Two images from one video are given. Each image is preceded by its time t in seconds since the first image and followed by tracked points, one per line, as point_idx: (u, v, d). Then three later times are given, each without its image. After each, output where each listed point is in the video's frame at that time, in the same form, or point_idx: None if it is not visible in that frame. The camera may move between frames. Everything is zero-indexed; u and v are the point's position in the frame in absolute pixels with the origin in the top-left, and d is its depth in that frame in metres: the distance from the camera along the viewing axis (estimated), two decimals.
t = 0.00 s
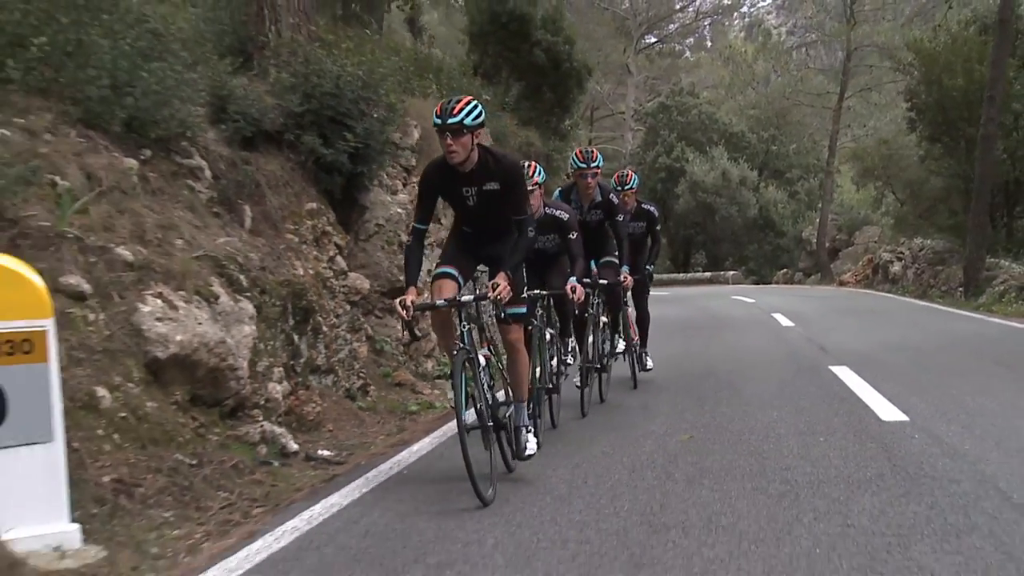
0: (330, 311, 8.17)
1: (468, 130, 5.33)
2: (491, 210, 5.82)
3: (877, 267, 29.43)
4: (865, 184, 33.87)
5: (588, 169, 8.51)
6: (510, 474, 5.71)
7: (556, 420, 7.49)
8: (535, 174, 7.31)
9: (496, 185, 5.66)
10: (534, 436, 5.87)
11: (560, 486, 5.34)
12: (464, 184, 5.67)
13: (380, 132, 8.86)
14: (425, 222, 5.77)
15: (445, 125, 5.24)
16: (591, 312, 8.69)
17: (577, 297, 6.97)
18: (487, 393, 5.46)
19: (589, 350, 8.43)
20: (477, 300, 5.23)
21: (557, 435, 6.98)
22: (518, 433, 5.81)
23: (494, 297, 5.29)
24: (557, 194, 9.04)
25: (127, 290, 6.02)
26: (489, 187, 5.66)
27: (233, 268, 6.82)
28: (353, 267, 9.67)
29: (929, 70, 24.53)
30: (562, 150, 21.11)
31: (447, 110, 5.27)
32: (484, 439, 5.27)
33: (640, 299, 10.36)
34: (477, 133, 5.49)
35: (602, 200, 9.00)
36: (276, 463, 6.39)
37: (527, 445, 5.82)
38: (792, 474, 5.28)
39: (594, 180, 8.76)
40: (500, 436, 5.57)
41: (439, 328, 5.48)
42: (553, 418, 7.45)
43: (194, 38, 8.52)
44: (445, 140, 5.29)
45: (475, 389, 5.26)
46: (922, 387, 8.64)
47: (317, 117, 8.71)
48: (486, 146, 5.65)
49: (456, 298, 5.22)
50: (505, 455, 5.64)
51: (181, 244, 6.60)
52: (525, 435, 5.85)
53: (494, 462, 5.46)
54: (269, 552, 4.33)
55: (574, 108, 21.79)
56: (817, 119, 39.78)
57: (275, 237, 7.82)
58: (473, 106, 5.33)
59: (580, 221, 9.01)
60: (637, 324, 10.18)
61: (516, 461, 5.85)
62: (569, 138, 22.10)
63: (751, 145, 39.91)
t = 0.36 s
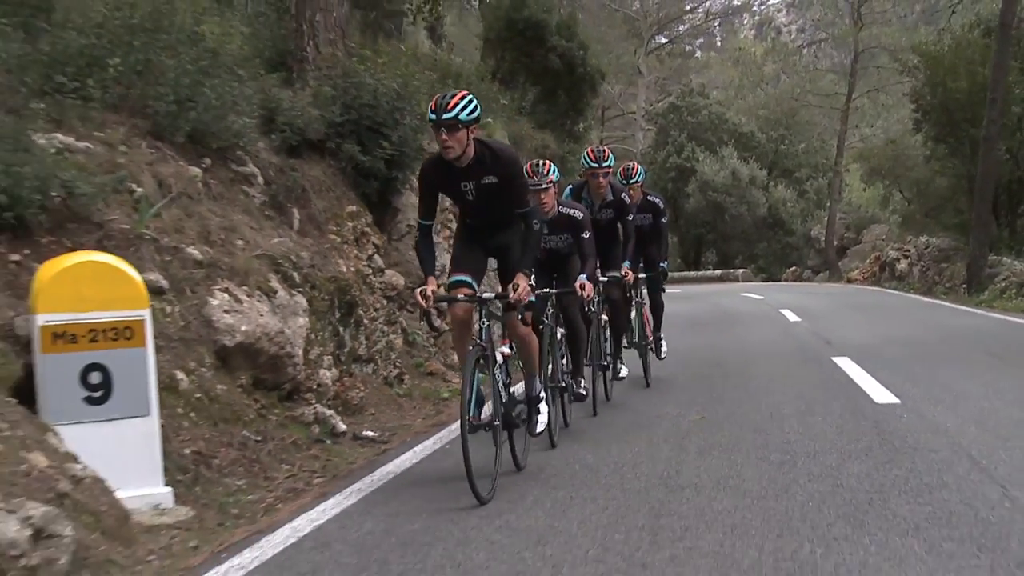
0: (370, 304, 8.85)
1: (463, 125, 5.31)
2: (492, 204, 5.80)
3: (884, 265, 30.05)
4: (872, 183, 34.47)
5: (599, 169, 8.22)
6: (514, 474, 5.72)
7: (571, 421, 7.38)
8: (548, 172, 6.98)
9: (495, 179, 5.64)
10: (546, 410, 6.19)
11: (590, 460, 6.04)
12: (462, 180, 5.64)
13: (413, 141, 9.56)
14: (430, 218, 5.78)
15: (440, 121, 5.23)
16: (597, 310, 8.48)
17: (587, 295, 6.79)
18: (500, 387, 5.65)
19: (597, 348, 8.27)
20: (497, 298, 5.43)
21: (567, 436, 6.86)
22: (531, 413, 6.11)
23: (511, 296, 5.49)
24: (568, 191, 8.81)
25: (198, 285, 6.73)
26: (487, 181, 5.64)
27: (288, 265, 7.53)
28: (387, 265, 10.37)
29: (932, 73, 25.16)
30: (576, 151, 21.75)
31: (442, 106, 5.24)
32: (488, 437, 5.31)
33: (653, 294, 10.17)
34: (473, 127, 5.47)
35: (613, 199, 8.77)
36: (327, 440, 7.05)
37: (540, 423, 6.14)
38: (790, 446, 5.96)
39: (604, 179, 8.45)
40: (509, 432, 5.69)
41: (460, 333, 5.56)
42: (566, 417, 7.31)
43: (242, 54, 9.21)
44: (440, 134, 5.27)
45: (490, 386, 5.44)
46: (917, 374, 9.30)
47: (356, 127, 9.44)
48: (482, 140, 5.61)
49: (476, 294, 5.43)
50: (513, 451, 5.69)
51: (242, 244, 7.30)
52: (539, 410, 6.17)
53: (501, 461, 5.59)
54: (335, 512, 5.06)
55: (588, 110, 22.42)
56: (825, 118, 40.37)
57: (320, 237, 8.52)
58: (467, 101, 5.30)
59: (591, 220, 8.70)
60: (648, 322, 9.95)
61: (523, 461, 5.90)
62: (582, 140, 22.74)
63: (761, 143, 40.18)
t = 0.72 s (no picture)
0: (407, 299, 9.52)
1: (471, 131, 5.28)
2: (497, 210, 5.71)
3: (893, 261, 30.64)
4: (882, 181, 35.05)
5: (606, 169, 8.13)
6: (534, 465, 5.88)
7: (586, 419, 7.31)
8: (560, 169, 6.78)
9: (499, 186, 5.56)
10: (556, 392, 6.08)
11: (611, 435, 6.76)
12: (466, 186, 5.57)
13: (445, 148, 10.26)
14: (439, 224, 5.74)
15: (450, 126, 5.21)
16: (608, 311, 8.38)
17: (594, 292, 6.54)
18: (514, 387, 5.64)
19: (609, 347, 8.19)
20: (522, 301, 5.61)
21: (579, 436, 6.75)
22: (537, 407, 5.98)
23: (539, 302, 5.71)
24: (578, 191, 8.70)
25: (258, 282, 7.45)
26: (492, 188, 5.56)
27: (335, 263, 8.23)
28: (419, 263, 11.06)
29: (940, 74, 25.71)
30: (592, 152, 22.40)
31: (450, 112, 5.23)
32: (496, 441, 5.27)
33: (672, 291, 10.35)
34: (479, 134, 5.41)
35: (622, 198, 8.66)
36: (372, 421, 7.72)
37: (548, 404, 6.03)
38: (794, 423, 6.63)
39: (613, 178, 8.43)
40: (518, 434, 5.65)
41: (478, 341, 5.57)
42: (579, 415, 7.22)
43: (285, 68, 9.89)
44: (449, 141, 5.25)
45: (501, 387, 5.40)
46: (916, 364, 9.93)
47: (391, 134, 10.18)
48: (487, 146, 5.54)
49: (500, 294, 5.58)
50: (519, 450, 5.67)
51: (294, 244, 7.99)
52: (547, 393, 6.06)
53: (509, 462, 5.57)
54: (392, 478, 5.81)
55: (603, 112, 23.05)
56: (836, 117, 40.92)
57: (361, 237, 9.22)
58: (473, 108, 5.27)
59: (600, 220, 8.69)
60: (667, 321, 9.81)
61: (531, 460, 5.86)
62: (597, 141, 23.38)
63: (772, 143, 40.97)
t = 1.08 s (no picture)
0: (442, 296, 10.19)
1: (488, 123, 5.34)
2: (505, 205, 5.79)
3: (905, 260, 31.19)
4: (894, 182, 35.59)
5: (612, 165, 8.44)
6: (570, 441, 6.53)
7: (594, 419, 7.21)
8: (569, 170, 6.98)
9: (510, 181, 5.63)
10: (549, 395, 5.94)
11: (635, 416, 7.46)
12: (477, 179, 5.65)
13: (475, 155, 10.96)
14: (445, 216, 5.80)
15: (467, 118, 5.26)
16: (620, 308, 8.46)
17: (610, 294, 6.96)
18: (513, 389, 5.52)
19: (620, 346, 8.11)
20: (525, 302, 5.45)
21: (586, 436, 6.64)
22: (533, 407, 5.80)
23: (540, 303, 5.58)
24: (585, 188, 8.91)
25: (310, 279, 8.11)
26: (502, 182, 5.64)
27: (378, 262, 8.93)
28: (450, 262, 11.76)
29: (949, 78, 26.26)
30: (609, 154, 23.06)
31: (468, 103, 5.27)
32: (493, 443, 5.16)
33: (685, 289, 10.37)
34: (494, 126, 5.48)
35: (629, 193, 8.94)
36: (417, 405, 8.31)
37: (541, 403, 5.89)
38: (800, 408, 7.27)
39: (619, 175, 8.69)
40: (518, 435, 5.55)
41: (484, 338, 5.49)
42: (589, 415, 7.15)
43: (326, 80, 10.56)
44: (466, 132, 5.29)
45: (501, 386, 5.31)
46: (917, 357, 10.57)
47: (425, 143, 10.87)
48: (499, 141, 5.63)
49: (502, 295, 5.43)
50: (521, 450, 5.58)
51: (340, 245, 8.66)
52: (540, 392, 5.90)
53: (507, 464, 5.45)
54: (442, 452, 6.59)
55: (620, 115, 23.68)
56: (849, 118, 41.51)
57: (399, 238, 9.91)
58: (490, 99, 5.33)
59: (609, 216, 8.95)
60: (682, 320, 10.01)
61: (532, 462, 5.73)
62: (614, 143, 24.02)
63: (786, 144, 41.61)
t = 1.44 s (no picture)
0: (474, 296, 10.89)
1: (503, 129, 5.17)
2: (516, 211, 5.59)
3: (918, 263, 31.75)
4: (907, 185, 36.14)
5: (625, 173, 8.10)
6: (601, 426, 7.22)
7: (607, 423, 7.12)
8: (583, 172, 6.66)
9: (524, 187, 5.43)
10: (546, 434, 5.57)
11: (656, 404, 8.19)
12: (490, 185, 5.46)
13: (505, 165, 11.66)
14: (448, 222, 5.55)
15: (483, 123, 5.08)
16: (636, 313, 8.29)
17: (627, 299, 6.71)
18: (507, 396, 5.33)
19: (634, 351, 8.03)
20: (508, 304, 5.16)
21: (602, 441, 6.61)
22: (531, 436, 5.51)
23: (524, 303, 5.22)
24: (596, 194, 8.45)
25: (357, 281, 8.81)
26: (516, 189, 5.44)
27: (417, 266, 9.64)
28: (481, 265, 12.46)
29: (959, 83, 26.86)
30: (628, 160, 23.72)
31: (482, 109, 5.11)
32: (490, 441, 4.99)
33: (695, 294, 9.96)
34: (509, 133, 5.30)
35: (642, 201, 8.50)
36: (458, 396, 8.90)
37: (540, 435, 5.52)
38: (807, 398, 7.93)
39: (632, 180, 8.30)
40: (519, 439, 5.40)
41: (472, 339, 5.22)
42: (602, 420, 7.06)
43: (364, 94, 11.26)
44: (482, 136, 5.12)
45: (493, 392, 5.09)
46: (920, 353, 11.21)
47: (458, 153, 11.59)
48: (513, 147, 5.43)
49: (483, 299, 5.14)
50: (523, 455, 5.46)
51: (382, 248, 9.39)
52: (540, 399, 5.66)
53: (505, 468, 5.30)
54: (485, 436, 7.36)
55: (638, 121, 24.34)
56: (863, 122, 42.08)
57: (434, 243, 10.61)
58: (505, 105, 5.16)
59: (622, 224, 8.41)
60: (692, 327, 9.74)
61: (536, 467, 5.68)
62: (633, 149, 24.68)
63: (801, 148, 42.17)
